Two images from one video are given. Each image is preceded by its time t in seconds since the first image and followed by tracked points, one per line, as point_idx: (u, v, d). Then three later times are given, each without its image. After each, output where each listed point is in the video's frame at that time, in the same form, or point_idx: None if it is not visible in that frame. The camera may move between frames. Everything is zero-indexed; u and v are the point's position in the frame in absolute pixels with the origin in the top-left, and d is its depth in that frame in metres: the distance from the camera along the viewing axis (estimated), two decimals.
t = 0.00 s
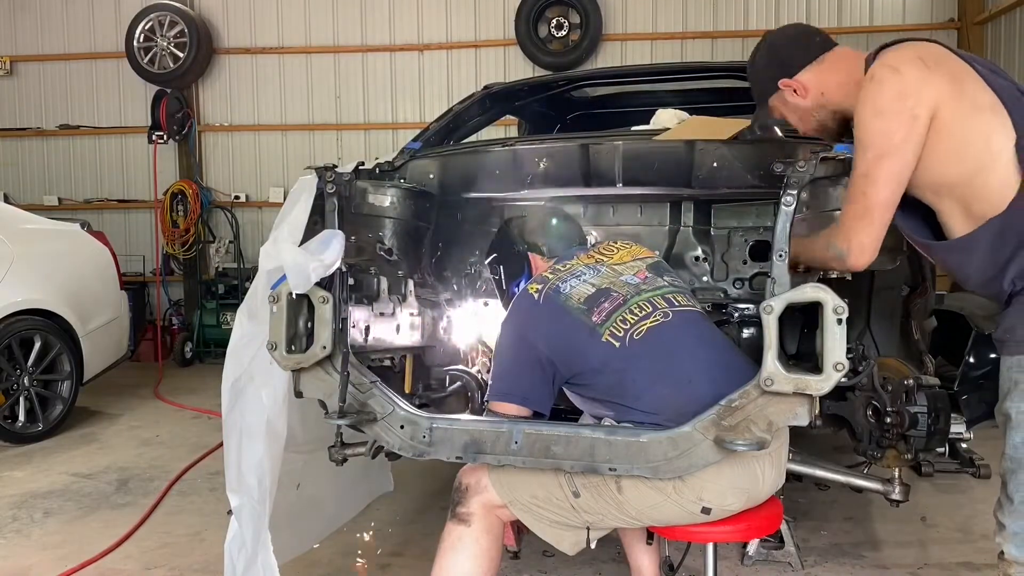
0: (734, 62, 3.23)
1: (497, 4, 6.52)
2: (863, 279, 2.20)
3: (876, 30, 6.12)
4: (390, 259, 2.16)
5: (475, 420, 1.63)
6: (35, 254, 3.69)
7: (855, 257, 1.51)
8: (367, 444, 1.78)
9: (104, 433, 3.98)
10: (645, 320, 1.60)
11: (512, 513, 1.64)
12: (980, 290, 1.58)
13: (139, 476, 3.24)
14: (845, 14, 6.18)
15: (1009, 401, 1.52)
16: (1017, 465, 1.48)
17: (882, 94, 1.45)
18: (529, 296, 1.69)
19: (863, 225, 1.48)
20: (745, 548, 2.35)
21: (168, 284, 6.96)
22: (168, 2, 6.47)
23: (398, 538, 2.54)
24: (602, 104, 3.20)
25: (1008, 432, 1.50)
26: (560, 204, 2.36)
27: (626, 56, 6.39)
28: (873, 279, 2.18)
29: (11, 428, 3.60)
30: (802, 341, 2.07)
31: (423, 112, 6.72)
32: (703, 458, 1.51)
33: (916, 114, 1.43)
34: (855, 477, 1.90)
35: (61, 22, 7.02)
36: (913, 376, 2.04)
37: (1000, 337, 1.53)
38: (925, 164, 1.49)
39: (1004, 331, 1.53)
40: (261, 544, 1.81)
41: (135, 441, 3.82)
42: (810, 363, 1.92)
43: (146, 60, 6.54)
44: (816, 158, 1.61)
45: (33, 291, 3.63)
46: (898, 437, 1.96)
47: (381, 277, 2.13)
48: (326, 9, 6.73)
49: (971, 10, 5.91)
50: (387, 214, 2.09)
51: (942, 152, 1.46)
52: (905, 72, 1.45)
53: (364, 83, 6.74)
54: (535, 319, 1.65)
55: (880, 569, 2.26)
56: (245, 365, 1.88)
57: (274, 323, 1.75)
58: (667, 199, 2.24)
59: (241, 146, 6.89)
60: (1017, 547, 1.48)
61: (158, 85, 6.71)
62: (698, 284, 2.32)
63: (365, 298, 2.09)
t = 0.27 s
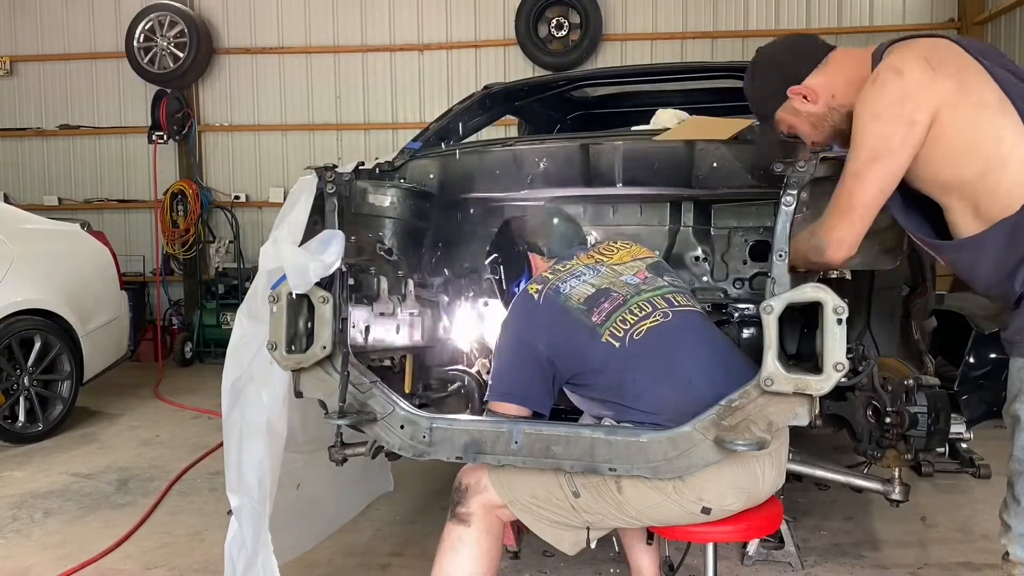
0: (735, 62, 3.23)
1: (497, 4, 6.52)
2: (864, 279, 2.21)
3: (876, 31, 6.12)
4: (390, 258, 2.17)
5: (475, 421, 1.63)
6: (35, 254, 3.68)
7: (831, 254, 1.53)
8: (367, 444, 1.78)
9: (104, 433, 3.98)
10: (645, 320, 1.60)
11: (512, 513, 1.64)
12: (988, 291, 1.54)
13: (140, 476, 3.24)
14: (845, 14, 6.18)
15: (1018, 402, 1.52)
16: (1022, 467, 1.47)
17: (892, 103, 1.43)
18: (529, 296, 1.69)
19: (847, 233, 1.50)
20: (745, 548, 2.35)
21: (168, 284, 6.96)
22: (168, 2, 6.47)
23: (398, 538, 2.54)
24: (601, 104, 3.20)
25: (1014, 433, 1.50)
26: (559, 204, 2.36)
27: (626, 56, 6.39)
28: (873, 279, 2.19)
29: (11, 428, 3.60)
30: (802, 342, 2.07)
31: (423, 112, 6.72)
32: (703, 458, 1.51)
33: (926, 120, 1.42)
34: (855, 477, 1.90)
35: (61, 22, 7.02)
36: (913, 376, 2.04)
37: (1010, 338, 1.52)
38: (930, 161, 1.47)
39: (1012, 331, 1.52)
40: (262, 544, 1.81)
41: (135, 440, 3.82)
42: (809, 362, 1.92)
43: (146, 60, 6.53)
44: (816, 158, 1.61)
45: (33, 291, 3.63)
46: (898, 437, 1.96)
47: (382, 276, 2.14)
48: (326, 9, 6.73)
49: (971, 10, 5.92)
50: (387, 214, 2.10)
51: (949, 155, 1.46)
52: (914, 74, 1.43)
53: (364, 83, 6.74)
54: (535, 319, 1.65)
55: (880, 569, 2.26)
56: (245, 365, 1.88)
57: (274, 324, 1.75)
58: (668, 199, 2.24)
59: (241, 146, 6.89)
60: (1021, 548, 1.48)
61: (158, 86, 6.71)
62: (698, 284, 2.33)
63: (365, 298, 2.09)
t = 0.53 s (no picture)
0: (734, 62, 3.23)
1: (497, 4, 6.52)
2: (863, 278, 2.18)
3: (876, 31, 6.12)
4: (391, 258, 2.17)
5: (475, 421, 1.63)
6: (35, 254, 3.68)
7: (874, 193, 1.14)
8: (367, 444, 1.78)
9: (104, 433, 3.98)
10: (645, 320, 1.60)
11: (512, 513, 1.63)
12: None
13: (140, 476, 3.24)
14: (846, 14, 6.17)
15: None
16: None
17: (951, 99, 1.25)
18: (529, 297, 1.69)
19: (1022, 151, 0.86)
20: (745, 548, 2.35)
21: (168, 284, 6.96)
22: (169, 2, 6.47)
23: (398, 538, 2.54)
24: (601, 104, 3.20)
25: None
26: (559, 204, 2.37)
27: (626, 57, 6.40)
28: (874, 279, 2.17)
29: (11, 428, 3.60)
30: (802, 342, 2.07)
31: (423, 112, 6.72)
32: (703, 458, 1.51)
33: None
34: (855, 477, 1.90)
35: (61, 22, 7.02)
36: (913, 377, 2.04)
37: None
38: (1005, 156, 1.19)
39: None
40: (262, 544, 1.81)
41: (135, 440, 3.82)
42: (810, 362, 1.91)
43: (146, 60, 6.53)
44: (817, 158, 1.60)
45: (33, 292, 3.63)
46: (898, 437, 1.96)
47: (382, 277, 2.15)
48: (326, 9, 6.73)
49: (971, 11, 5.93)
50: (387, 214, 2.10)
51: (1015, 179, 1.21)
52: None
53: (364, 83, 6.74)
54: (536, 320, 1.65)
55: (880, 569, 2.25)
56: (245, 365, 1.88)
57: (274, 323, 1.75)
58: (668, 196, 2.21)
59: (241, 146, 6.89)
60: None
61: (158, 86, 6.71)
62: (699, 284, 2.33)
63: (365, 298, 2.10)
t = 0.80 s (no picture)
0: (734, 62, 3.23)
1: (497, 4, 6.51)
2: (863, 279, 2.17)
3: (876, 31, 6.12)
4: (391, 258, 2.17)
5: (476, 420, 1.63)
6: (35, 254, 3.68)
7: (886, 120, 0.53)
8: (367, 444, 1.78)
9: (103, 433, 3.97)
10: (645, 320, 1.60)
11: (512, 513, 1.63)
12: None
13: (139, 476, 3.24)
14: (845, 14, 6.17)
15: None
16: None
17: None
18: (529, 297, 1.69)
19: (1011, 102, 0.39)
20: (746, 548, 2.35)
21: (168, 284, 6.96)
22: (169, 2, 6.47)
23: (398, 538, 2.53)
24: (601, 104, 3.20)
25: None
26: (559, 204, 2.37)
27: (626, 57, 6.40)
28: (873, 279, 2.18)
29: (10, 428, 3.60)
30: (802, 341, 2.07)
31: (423, 112, 6.72)
32: (703, 458, 1.51)
33: None
34: (855, 477, 1.90)
35: (61, 21, 7.02)
36: (914, 377, 2.04)
37: None
38: None
39: None
40: (263, 544, 1.81)
41: (135, 441, 3.82)
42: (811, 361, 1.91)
43: (146, 60, 6.54)
44: (815, 157, 1.65)
45: (33, 292, 3.63)
46: (897, 437, 1.96)
47: (382, 276, 2.16)
48: (326, 9, 6.73)
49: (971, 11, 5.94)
50: (387, 214, 2.10)
51: None
52: None
53: (364, 83, 6.74)
54: (535, 319, 1.65)
55: (880, 569, 2.25)
56: (245, 365, 1.88)
57: (274, 323, 1.75)
58: (667, 198, 2.26)
59: (241, 146, 6.89)
60: None
61: (158, 86, 6.71)
62: (698, 284, 2.32)
63: (365, 298, 2.12)
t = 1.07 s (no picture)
0: (734, 62, 3.23)
1: (497, 4, 6.51)
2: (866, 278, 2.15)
3: (876, 31, 6.12)
4: (390, 258, 2.16)
5: (476, 420, 1.63)
6: (34, 254, 3.68)
7: None
8: (367, 444, 1.78)
9: (103, 433, 3.97)
10: (645, 320, 1.60)
11: (512, 513, 1.63)
12: None
13: (139, 476, 3.24)
14: (845, 13, 6.17)
15: None
16: None
17: None
18: (529, 297, 1.69)
19: None
20: (746, 548, 2.35)
21: (168, 284, 6.96)
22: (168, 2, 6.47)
23: (398, 538, 2.54)
24: (601, 104, 3.20)
25: None
26: (559, 204, 2.37)
27: (626, 57, 6.40)
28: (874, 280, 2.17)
29: (10, 428, 3.60)
30: (803, 341, 2.06)
31: (423, 112, 6.72)
32: (703, 458, 1.51)
33: None
34: (855, 477, 1.90)
35: (61, 21, 7.02)
36: (914, 377, 2.05)
37: None
38: None
39: None
40: (263, 544, 1.81)
41: (135, 441, 3.82)
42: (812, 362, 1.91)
43: (146, 60, 6.53)
44: (816, 157, 1.63)
45: (33, 292, 3.63)
46: (898, 437, 1.96)
47: (382, 276, 2.16)
48: (326, 9, 6.73)
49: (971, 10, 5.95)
50: (387, 214, 2.09)
51: None
52: None
53: (364, 83, 6.74)
54: (535, 320, 1.65)
55: (880, 569, 2.25)
56: (245, 365, 1.88)
57: (274, 323, 1.75)
58: (669, 196, 2.23)
59: (241, 146, 6.89)
60: None
61: (158, 86, 6.71)
62: (698, 284, 2.32)
63: (365, 298, 2.13)
